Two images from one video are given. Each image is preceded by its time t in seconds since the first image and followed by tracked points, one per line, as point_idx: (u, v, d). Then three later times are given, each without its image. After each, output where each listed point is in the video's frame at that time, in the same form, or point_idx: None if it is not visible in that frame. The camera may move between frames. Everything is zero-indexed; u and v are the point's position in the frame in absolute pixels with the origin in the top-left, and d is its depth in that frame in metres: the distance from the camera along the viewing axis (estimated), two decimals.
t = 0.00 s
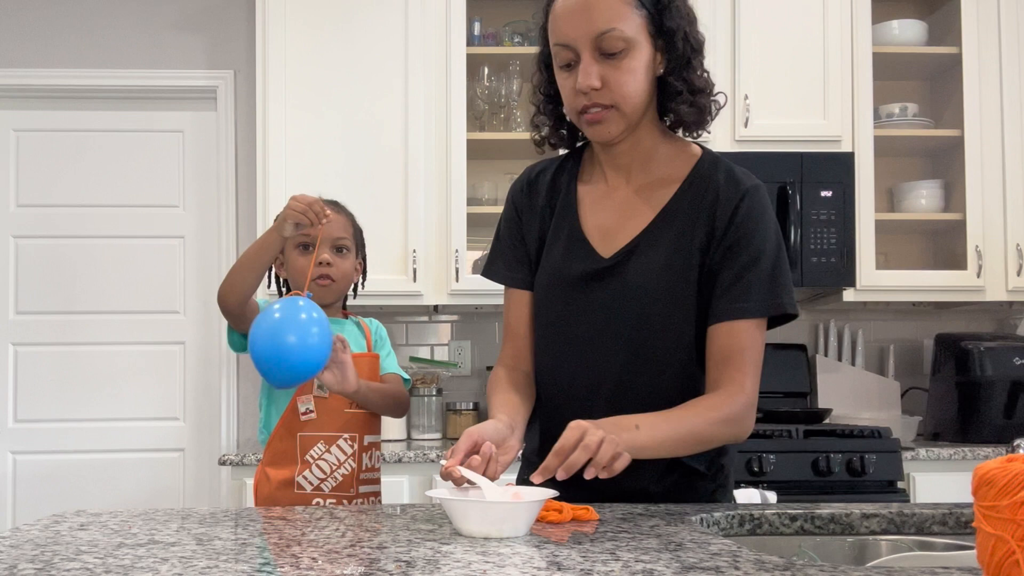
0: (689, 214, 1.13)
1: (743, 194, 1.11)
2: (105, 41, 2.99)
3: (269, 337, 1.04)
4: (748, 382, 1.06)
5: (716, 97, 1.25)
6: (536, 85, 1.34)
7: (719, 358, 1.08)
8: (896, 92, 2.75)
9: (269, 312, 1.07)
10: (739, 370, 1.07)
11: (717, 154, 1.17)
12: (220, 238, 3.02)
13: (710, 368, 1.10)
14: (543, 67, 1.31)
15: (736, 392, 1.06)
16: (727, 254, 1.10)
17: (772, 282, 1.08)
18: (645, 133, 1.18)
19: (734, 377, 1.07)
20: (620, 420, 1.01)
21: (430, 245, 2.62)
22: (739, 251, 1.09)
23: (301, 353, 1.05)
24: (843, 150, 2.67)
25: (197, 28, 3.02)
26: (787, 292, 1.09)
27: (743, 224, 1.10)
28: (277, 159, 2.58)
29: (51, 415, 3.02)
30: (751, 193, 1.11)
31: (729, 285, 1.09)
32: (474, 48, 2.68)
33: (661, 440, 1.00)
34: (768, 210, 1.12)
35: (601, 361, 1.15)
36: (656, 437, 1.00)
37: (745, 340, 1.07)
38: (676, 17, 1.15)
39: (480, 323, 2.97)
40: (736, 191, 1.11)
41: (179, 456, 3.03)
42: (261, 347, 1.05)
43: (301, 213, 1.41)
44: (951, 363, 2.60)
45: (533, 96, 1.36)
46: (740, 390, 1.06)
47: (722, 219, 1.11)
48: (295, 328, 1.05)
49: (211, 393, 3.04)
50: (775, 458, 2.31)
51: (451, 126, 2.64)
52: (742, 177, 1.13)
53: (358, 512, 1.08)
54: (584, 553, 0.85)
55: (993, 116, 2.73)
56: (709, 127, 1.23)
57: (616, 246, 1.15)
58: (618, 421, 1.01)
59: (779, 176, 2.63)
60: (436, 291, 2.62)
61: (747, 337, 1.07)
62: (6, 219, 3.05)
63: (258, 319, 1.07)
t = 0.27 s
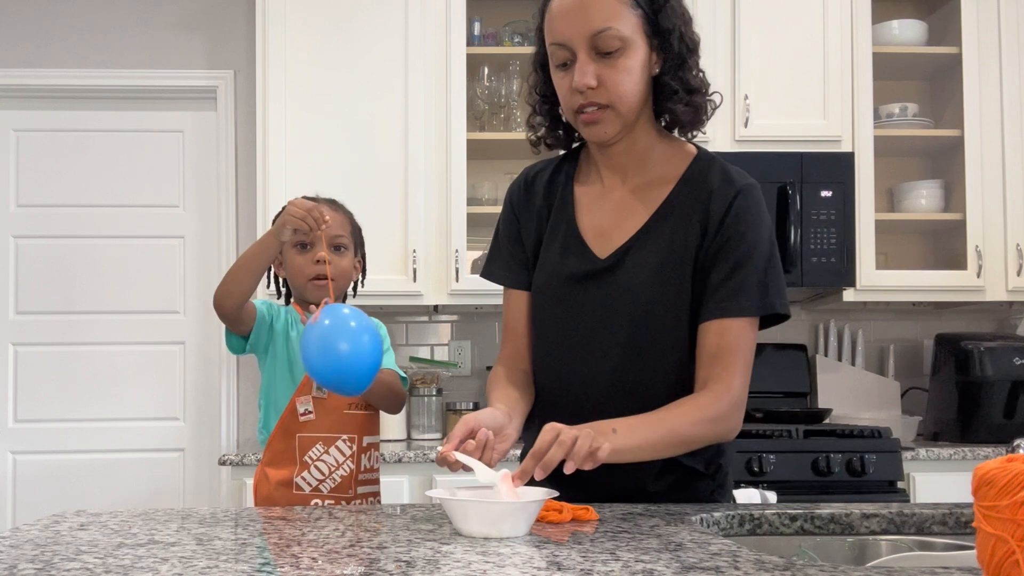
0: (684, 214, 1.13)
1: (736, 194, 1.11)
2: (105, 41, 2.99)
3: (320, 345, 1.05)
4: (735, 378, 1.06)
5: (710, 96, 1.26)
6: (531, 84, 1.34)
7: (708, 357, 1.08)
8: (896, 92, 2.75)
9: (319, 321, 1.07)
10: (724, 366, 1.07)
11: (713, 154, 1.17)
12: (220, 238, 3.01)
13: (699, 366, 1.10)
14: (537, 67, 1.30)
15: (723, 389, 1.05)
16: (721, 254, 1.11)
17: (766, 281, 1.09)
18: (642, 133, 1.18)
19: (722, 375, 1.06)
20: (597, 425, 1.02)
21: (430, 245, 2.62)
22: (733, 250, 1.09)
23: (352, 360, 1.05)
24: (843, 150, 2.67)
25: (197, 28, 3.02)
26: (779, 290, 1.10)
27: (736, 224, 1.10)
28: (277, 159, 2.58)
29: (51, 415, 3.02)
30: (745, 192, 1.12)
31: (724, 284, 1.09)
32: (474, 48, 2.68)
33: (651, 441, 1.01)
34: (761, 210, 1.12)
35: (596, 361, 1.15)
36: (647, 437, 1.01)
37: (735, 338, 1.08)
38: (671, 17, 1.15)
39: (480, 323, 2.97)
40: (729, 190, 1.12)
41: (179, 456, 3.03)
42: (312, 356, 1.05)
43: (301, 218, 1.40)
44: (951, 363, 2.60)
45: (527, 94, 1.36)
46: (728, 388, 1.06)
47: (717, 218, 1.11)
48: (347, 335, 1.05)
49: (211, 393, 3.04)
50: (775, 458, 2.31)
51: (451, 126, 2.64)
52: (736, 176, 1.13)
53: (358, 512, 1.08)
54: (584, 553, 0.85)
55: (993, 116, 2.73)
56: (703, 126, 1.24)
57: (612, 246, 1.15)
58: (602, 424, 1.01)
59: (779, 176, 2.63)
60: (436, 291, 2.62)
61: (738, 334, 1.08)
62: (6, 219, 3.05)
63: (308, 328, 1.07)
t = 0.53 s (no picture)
0: (680, 214, 1.13)
1: (731, 192, 1.11)
2: (105, 41, 2.99)
3: (323, 330, 1.03)
4: (728, 375, 1.06)
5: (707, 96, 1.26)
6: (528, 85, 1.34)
7: (702, 354, 1.09)
8: (896, 92, 2.76)
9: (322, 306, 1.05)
10: (716, 365, 1.07)
11: (708, 153, 1.17)
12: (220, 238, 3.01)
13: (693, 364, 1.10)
14: (535, 68, 1.31)
15: (717, 387, 1.05)
16: (716, 253, 1.10)
17: (761, 281, 1.09)
18: (638, 133, 1.18)
19: (716, 373, 1.06)
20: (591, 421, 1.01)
21: (430, 245, 2.62)
22: (728, 250, 1.09)
23: (355, 344, 1.03)
24: (843, 150, 2.67)
25: (197, 28, 3.02)
26: (774, 290, 1.09)
27: (732, 222, 1.10)
28: (277, 159, 2.58)
29: (51, 415, 3.02)
30: (740, 190, 1.12)
31: (719, 283, 1.09)
32: (474, 48, 2.68)
33: (642, 439, 1.01)
34: (757, 208, 1.12)
35: (592, 360, 1.15)
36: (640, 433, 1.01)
37: (728, 336, 1.08)
38: (666, 17, 1.15)
39: (480, 323, 2.97)
40: (724, 189, 1.12)
41: (179, 456, 3.03)
42: (316, 340, 1.04)
43: (301, 216, 1.41)
44: (951, 363, 2.60)
45: (524, 95, 1.36)
46: (721, 385, 1.06)
47: (711, 218, 1.11)
48: (350, 319, 1.04)
49: (211, 393, 3.04)
50: (775, 458, 2.31)
51: (451, 126, 2.64)
52: (731, 175, 1.13)
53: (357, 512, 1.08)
54: (584, 553, 0.85)
55: (993, 116, 2.73)
56: (699, 127, 1.24)
57: (608, 247, 1.16)
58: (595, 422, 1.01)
59: (779, 176, 2.63)
60: (436, 291, 2.62)
61: (732, 331, 1.08)
62: (6, 219, 3.05)
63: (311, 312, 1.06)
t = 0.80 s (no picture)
0: (676, 212, 1.14)
1: (726, 189, 1.12)
2: (105, 41, 2.99)
3: (284, 347, 1.07)
4: (738, 370, 1.06)
5: (700, 96, 1.26)
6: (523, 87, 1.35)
7: (709, 350, 1.08)
8: (896, 92, 2.76)
9: (285, 322, 1.10)
10: (727, 359, 1.07)
11: (703, 153, 1.18)
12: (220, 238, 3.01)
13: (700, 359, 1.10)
14: (529, 70, 1.32)
15: (728, 382, 1.05)
16: (712, 251, 1.11)
17: (758, 278, 1.09)
18: (632, 132, 1.19)
19: (724, 368, 1.07)
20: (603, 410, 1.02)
21: (430, 245, 2.62)
22: (723, 247, 1.10)
23: (314, 363, 1.07)
24: (843, 150, 2.67)
25: (197, 28, 3.02)
26: (771, 287, 1.09)
27: (728, 218, 1.10)
28: (277, 160, 2.58)
29: (51, 415, 3.02)
30: (735, 187, 1.12)
31: (714, 280, 1.09)
32: (474, 48, 2.68)
33: (653, 428, 1.01)
34: (752, 205, 1.12)
35: (589, 358, 1.16)
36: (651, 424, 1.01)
37: (734, 331, 1.08)
38: (658, 17, 1.16)
39: (479, 323, 2.98)
40: (719, 186, 1.12)
41: (179, 456, 3.03)
42: (277, 357, 1.08)
43: (301, 221, 1.41)
44: (951, 363, 2.60)
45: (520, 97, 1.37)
46: (731, 380, 1.05)
47: (707, 215, 1.12)
48: (310, 337, 1.08)
49: (211, 393, 3.04)
50: (775, 458, 2.31)
51: (451, 126, 2.64)
52: (725, 173, 1.14)
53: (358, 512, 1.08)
54: (584, 553, 0.85)
55: (993, 116, 2.73)
56: (692, 126, 1.24)
57: (604, 245, 1.17)
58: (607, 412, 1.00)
59: (779, 176, 2.63)
60: (436, 291, 2.62)
61: (735, 327, 1.08)
62: (6, 219, 3.05)
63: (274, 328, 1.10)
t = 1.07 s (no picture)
0: (672, 210, 1.15)
1: (721, 183, 1.13)
2: (105, 41, 2.99)
3: (261, 317, 1.03)
4: (749, 357, 1.08)
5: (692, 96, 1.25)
6: (520, 92, 1.35)
7: (717, 338, 1.09)
8: (896, 92, 2.76)
9: (261, 294, 1.06)
10: (737, 345, 1.08)
11: (697, 150, 1.19)
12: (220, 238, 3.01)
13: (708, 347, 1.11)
14: (524, 76, 1.33)
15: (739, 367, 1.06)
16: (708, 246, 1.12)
17: (755, 271, 1.09)
18: (627, 133, 1.19)
19: (734, 354, 1.08)
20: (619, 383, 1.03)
21: (430, 245, 2.62)
22: (720, 241, 1.11)
23: (294, 333, 1.03)
24: (843, 150, 2.67)
25: (197, 29, 3.02)
26: (768, 280, 1.09)
27: (724, 213, 1.11)
28: (277, 160, 2.58)
29: (51, 415, 3.02)
30: (731, 182, 1.13)
31: (711, 276, 1.10)
32: (474, 48, 2.68)
33: (666, 404, 1.02)
34: (748, 199, 1.13)
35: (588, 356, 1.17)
36: (663, 403, 1.02)
37: (743, 320, 1.09)
38: (646, 18, 1.16)
39: (479, 323, 2.98)
40: (715, 182, 1.13)
41: (179, 456, 3.03)
42: (253, 328, 1.04)
43: (296, 216, 1.41)
44: (951, 363, 2.60)
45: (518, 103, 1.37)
46: (744, 366, 1.07)
47: (704, 211, 1.13)
48: (288, 308, 1.04)
49: (211, 394, 3.04)
50: (775, 458, 2.31)
51: (451, 125, 2.64)
52: (720, 168, 1.15)
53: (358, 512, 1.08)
54: (584, 553, 0.85)
55: (993, 117, 2.73)
56: (685, 125, 1.24)
57: (601, 244, 1.18)
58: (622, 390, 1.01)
59: (779, 176, 2.63)
60: (436, 291, 2.62)
61: (741, 316, 1.09)
62: (6, 219, 3.05)
63: (250, 301, 1.06)
